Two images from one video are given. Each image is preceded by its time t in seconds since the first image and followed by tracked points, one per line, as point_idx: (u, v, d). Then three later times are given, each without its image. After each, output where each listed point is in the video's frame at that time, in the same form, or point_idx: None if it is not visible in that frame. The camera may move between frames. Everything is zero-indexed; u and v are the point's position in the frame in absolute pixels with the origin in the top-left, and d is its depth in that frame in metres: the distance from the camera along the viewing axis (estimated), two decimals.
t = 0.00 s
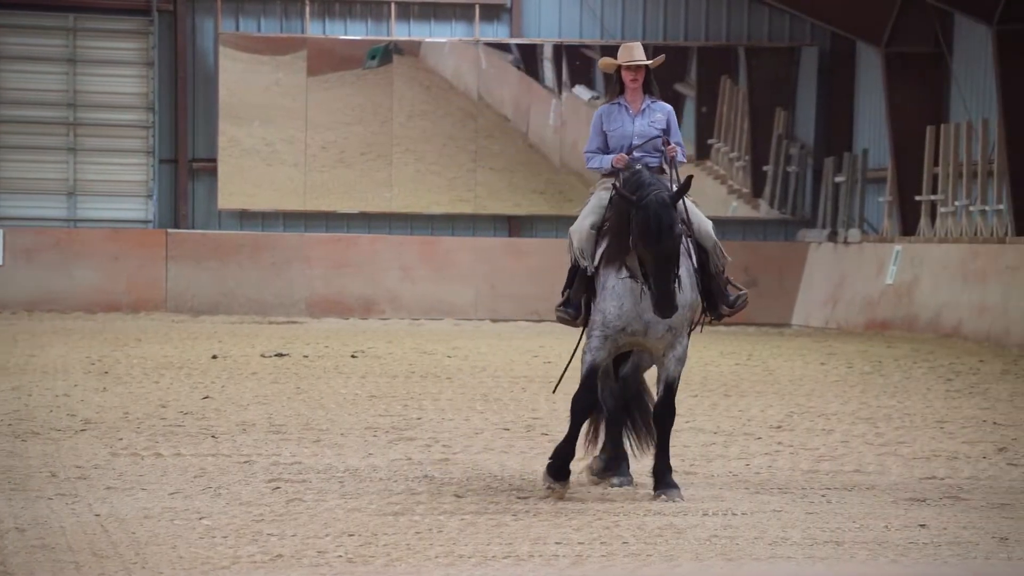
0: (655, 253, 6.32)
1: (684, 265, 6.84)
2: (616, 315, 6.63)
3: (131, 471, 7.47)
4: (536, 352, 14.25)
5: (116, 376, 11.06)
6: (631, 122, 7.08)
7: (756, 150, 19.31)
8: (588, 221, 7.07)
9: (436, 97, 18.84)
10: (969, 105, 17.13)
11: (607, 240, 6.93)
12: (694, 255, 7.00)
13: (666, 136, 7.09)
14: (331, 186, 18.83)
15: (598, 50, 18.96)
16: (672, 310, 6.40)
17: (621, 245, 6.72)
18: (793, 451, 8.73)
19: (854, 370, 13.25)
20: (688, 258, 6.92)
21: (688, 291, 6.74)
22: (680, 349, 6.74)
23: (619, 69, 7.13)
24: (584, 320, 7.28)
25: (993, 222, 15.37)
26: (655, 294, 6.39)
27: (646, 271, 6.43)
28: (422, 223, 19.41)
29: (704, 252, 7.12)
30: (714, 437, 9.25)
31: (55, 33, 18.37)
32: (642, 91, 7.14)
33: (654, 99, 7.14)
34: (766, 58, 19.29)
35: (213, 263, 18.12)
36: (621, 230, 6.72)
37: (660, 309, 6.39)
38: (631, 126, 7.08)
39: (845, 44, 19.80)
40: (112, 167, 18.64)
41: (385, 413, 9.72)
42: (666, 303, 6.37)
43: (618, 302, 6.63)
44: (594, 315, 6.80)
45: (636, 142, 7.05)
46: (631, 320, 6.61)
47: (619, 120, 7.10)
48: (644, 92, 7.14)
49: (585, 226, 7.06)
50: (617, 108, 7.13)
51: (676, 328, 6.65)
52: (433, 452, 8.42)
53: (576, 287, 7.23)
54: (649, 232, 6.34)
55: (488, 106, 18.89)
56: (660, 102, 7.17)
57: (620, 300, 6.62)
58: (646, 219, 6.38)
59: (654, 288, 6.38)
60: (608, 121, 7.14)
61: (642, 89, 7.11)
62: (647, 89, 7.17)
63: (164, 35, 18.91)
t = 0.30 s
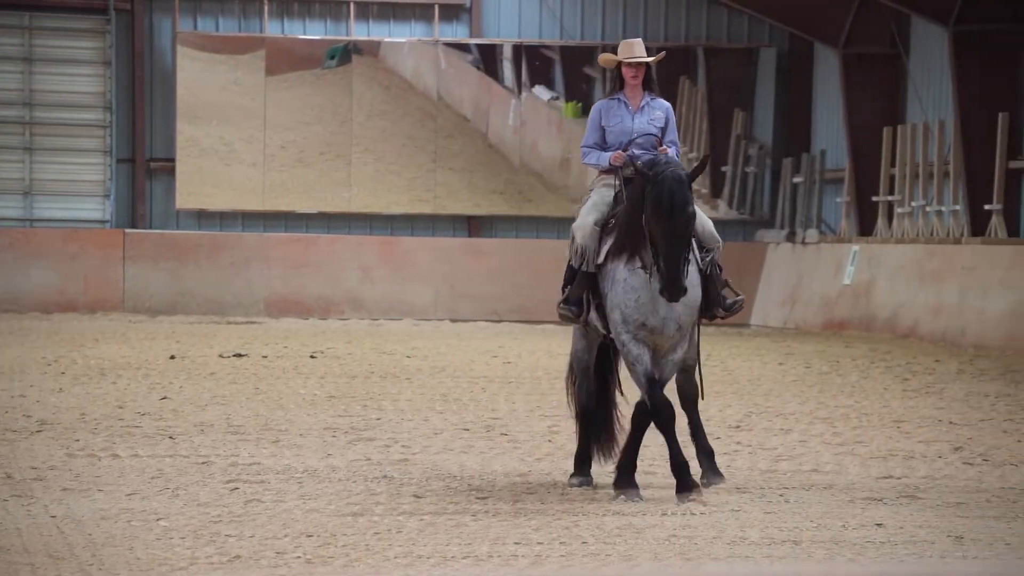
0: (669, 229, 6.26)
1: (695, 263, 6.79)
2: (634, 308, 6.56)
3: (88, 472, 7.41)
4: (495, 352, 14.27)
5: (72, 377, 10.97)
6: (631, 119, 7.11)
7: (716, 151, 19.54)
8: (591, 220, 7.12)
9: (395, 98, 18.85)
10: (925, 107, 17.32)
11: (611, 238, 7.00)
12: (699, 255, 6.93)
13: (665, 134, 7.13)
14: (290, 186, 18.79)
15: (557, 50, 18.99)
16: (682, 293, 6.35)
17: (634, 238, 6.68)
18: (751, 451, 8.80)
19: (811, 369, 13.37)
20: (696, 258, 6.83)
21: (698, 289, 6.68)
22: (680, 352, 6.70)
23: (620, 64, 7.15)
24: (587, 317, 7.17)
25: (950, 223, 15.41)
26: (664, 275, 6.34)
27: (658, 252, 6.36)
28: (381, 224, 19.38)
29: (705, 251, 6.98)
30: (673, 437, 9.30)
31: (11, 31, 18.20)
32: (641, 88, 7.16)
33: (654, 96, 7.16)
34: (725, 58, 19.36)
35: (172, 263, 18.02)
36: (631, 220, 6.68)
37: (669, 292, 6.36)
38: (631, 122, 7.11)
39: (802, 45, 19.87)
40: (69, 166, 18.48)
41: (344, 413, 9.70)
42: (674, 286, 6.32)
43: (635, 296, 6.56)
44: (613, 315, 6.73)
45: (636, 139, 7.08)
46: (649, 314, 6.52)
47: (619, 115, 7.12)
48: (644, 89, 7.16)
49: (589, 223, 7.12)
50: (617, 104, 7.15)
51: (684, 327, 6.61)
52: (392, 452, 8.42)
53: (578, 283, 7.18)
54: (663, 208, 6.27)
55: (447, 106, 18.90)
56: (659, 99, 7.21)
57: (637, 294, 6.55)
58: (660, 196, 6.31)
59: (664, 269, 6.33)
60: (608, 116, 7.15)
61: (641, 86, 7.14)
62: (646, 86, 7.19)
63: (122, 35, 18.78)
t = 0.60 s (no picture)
0: (688, 214, 6.31)
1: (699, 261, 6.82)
2: (634, 311, 6.65)
3: (40, 473, 7.35)
4: (451, 353, 14.29)
5: (24, 378, 10.86)
6: (629, 122, 7.12)
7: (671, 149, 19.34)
8: (593, 220, 7.09)
9: (352, 98, 18.78)
10: (877, 108, 17.48)
11: (613, 236, 6.98)
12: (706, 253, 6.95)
13: (661, 136, 7.16)
14: (244, 187, 18.72)
15: (513, 50, 19.05)
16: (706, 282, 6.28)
17: (636, 236, 6.73)
18: (706, 451, 8.86)
19: (766, 369, 13.48)
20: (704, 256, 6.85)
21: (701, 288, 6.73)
22: (684, 348, 6.77)
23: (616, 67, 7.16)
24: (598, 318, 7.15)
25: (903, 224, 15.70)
26: (684, 264, 6.31)
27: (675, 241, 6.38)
28: (337, 224, 19.33)
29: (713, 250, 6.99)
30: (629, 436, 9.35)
31: None
32: (637, 90, 7.19)
33: (649, 98, 7.20)
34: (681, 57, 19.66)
35: (125, 264, 17.90)
36: (633, 219, 6.74)
37: (694, 280, 6.26)
38: (628, 125, 7.12)
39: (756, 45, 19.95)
40: (21, 166, 18.29)
41: (300, 414, 9.68)
42: (696, 267, 6.25)
43: (634, 296, 6.65)
44: (612, 317, 6.80)
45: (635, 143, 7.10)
46: (646, 316, 6.63)
47: (616, 118, 7.13)
48: (639, 91, 7.20)
49: (591, 224, 7.09)
50: (614, 106, 7.16)
51: (685, 326, 6.68)
52: (348, 452, 8.42)
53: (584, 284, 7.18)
54: (678, 194, 6.35)
55: (403, 107, 18.86)
56: (652, 102, 7.24)
57: (637, 294, 6.64)
58: (676, 183, 6.39)
59: (686, 256, 6.29)
60: (604, 119, 7.15)
61: (637, 88, 7.16)
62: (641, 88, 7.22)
63: (74, 34, 18.65)
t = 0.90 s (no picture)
0: (678, 237, 6.32)
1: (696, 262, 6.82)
2: (630, 311, 6.65)
3: None
4: (410, 353, 14.30)
5: None
6: (630, 124, 7.09)
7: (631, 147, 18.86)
8: (589, 221, 7.05)
9: (310, 97, 18.71)
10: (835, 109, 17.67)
11: (611, 237, 6.95)
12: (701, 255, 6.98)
13: (663, 137, 7.14)
14: (202, 186, 18.62)
15: (471, 51, 19.04)
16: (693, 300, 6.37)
17: (635, 241, 6.75)
18: (664, 450, 8.91)
19: (723, 369, 13.57)
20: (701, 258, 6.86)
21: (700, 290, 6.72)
22: (699, 346, 6.69)
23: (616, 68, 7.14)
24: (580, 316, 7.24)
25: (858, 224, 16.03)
26: (671, 282, 6.37)
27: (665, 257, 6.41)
28: (296, 225, 19.26)
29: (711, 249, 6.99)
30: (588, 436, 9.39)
31: None
32: (637, 91, 7.16)
33: (650, 100, 7.18)
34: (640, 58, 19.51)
35: (80, 264, 17.77)
36: (631, 226, 6.75)
37: (681, 299, 6.36)
38: (629, 127, 7.10)
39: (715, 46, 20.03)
40: None
41: (258, 415, 9.65)
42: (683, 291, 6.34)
43: (632, 297, 6.65)
44: (606, 314, 6.80)
45: (636, 144, 7.07)
46: (642, 315, 6.64)
47: (617, 121, 7.10)
48: (640, 93, 7.18)
49: (587, 224, 7.03)
50: (614, 108, 7.14)
51: (688, 325, 6.65)
52: (306, 452, 8.41)
53: (575, 281, 7.14)
54: (671, 214, 6.33)
55: (361, 107, 18.85)
56: (654, 104, 7.22)
57: (635, 294, 6.64)
58: (670, 204, 6.35)
59: (675, 276, 6.34)
60: (605, 122, 7.13)
61: (638, 89, 7.14)
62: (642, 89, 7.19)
63: (29, 32, 18.49)
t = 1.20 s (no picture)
0: (666, 248, 6.42)
1: (705, 263, 6.83)
2: (642, 315, 6.66)
3: None
4: (385, 353, 14.26)
5: None
6: (644, 126, 7.05)
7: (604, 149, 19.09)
8: (602, 226, 7.07)
9: (284, 97, 18.67)
10: (809, 109, 17.78)
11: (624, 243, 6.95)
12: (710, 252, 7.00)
13: (678, 139, 7.10)
14: (175, 186, 18.56)
15: (446, 50, 19.04)
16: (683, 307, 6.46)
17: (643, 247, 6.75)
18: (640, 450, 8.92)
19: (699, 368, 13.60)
20: (708, 257, 6.90)
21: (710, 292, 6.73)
22: (705, 352, 6.73)
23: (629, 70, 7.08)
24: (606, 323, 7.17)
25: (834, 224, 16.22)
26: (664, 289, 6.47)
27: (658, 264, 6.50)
28: (271, 224, 19.20)
29: (722, 247, 7.05)
30: (563, 436, 9.40)
31: None
32: (652, 93, 7.11)
33: (664, 101, 7.12)
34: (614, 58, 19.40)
35: (53, 264, 17.70)
36: (636, 230, 6.77)
37: (670, 307, 6.45)
38: (643, 129, 7.06)
39: (689, 46, 20.10)
40: None
41: (232, 414, 9.62)
42: (672, 299, 6.43)
43: (643, 304, 6.65)
44: (619, 317, 6.82)
45: (650, 147, 7.04)
46: (654, 319, 6.64)
47: (631, 124, 7.06)
48: (654, 95, 7.12)
49: (600, 231, 7.05)
50: (628, 111, 7.09)
51: (700, 327, 6.66)
52: (281, 452, 8.38)
53: (594, 289, 7.14)
54: (660, 224, 6.43)
55: (336, 106, 18.80)
56: (668, 104, 7.16)
57: (646, 301, 6.65)
58: (660, 214, 6.44)
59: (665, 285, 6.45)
60: (619, 125, 7.09)
61: (652, 91, 7.08)
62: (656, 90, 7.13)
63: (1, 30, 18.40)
